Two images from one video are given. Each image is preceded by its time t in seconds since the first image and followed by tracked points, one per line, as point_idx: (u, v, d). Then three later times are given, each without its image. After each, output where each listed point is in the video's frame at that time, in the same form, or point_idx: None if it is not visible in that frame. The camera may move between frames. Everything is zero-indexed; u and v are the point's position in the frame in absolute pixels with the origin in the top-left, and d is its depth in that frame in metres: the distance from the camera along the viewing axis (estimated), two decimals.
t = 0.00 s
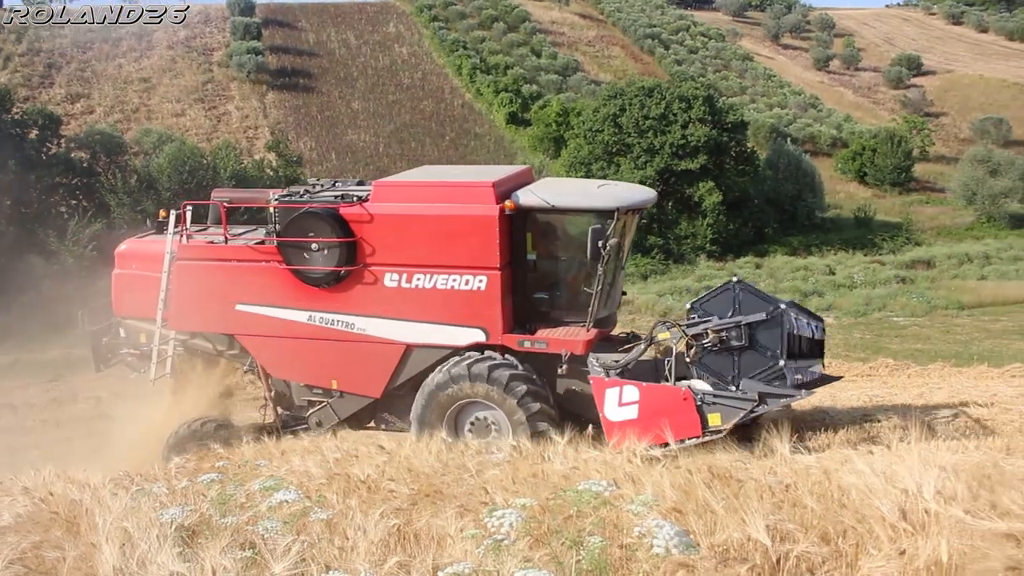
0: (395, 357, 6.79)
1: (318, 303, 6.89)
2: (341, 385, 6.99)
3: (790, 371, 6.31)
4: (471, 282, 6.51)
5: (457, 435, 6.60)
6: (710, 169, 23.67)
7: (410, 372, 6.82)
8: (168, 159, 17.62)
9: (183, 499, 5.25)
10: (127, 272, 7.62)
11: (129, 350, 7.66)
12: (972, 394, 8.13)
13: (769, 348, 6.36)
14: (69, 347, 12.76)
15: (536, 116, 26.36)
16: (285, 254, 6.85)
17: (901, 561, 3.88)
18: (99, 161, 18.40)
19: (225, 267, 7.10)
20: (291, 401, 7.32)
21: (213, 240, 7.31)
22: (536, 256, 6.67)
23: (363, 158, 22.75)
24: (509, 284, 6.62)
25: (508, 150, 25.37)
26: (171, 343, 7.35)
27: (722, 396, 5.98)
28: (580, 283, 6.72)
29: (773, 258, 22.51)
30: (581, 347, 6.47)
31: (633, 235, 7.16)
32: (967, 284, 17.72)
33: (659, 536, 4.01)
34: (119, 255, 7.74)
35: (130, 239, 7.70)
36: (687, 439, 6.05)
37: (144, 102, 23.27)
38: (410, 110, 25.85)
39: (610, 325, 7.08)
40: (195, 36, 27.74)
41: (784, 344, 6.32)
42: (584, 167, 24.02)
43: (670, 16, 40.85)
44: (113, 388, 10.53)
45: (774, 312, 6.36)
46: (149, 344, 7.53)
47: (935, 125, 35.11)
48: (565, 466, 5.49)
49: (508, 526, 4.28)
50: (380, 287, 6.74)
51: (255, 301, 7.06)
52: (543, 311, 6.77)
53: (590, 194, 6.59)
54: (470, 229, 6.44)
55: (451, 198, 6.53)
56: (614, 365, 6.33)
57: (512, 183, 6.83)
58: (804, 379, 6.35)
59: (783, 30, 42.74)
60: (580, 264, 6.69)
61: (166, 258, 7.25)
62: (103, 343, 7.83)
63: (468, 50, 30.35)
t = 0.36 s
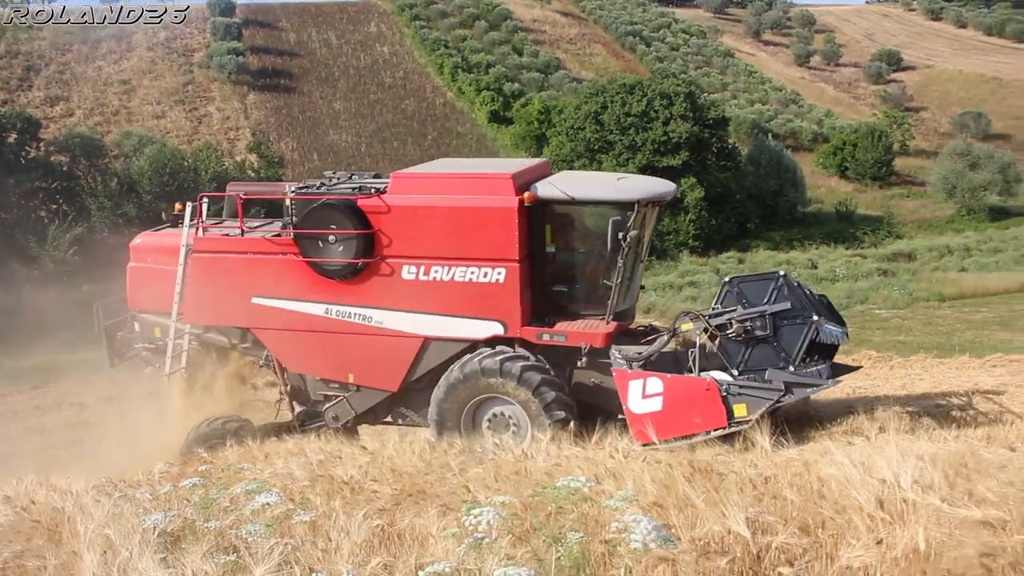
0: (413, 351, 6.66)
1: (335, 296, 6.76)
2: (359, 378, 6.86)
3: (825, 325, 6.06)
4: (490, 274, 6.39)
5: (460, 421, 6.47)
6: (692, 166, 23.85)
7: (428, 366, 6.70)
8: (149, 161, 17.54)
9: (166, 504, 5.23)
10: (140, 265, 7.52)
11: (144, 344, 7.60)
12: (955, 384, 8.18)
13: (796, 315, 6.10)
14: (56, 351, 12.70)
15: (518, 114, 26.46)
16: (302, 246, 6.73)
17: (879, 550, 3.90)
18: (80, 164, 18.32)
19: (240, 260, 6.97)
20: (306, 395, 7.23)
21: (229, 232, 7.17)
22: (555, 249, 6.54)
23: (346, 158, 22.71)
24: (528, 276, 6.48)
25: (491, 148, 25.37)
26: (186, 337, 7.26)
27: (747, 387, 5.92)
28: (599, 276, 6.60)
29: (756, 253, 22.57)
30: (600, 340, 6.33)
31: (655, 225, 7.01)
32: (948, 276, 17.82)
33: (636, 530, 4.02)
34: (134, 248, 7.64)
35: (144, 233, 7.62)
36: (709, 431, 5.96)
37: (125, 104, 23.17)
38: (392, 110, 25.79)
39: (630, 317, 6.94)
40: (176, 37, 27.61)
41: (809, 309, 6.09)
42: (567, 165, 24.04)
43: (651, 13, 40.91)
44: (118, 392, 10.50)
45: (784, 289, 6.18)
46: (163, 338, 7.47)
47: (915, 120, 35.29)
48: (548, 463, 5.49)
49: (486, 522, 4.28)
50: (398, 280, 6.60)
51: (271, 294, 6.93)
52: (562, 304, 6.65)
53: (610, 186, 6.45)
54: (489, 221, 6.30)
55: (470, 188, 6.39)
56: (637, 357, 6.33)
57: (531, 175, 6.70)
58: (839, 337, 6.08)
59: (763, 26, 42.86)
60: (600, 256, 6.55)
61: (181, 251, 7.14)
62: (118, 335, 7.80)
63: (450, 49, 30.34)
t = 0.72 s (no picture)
0: (410, 380, 6.53)
1: (332, 324, 6.64)
2: (355, 409, 6.70)
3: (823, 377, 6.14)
4: (488, 302, 6.31)
5: (454, 442, 6.33)
6: (654, 198, 24.04)
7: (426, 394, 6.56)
8: (110, 198, 17.38)
9: (122, 548, 5.14)
10: (139, 294, 7.48)
11: (140, 373, 7.50)
12: (914, 413, 8.25)
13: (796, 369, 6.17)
14: (12, 390, 12.49)
15: (481, 149, 26.76)
16: (298, 272, 6.64)
17: None
18: (39, 200, 18.13)
19: (235, 287, 6.86)
20: (303, 426, 6.97)
21: (227, 260, 7.08)
22: (553, 277, 6.47)
23: (309, 193, 22.65)
24: (527, 304, 6.40)
25: (454, 182, 25.43)
26: (182, 365, 7.14)
27: (750, 418, 5.82)
28: (598, 305, 6.51)
29: (719, 283, 22.72)
30: (599, 368, 6.24)
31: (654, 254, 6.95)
32: (909, 305, 18.02)
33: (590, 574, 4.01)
34: (133, 277, 7.60)
35: (144, 262, 7.58)
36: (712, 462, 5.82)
37: (85, 140, 23.02)
38: (355, 145, 25.79)
39: (629, 347, 6.84)
40: (137, 73, 27.48)
41: (812, 357, 6.16)
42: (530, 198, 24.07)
43: (611, 48, 41.35)
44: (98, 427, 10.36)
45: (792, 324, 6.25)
46: (160, 365, 7.37)
47: (873, 151, 35.81)
48: (508, 501, 5.48)
49: (438, 567, 4.24)
50: (395, 306, 6.50)
51: (267, 321, 6.80)
52: (560, 333, 6.55)
53: (610, 215, 6.43)
54: (487, 248, 6.26)
55: (471, 215, 6.37)
56: (637, 389, 6.20)
57: (530, 204, 6.66)
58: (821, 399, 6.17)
59: (722, 60, 43.39)
60: (599, 284, 6.48)
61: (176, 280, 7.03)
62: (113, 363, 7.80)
63: (412, 85, 30.49)
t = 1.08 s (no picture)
0: (443, 359, 6.61)
1: (365, 303, 6.70)
2: (388, 387, 6.78)
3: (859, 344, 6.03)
4: (520, 280, 6.34)
5: (500, 406, 6.30)
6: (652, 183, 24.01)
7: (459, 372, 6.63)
8: (107, 191, 17.31)
9: (123, 541, 5.13)
10: (177, 275, 7.49)
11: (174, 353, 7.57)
12: (915, 394, 8.24)
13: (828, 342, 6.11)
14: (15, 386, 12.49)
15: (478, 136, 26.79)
16: (332, 252, 6.69)
17: (831, 569, 3.93)
18: (36, 196, 18.10)
19: (270, 266, 6.92)
20: (336, 406, 7.06)
21: (261, 240, 7.13)
22: (587, 255, 6.50)
23: (307, 183, 22.61)
24: (560, 282, 6.43)
25: (452, 170, 25.40)
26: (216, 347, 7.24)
27: (784, 389, 5.80)
28: (632, 284, 6.55)
29: (719, 267, 22.69)
30: (632, 346, 6.31)
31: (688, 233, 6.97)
32: (910, 286, 18.00)
33: (586, 560, 4.01)
34: (169, 258, 7.61)
35: (179, 243, 7.63)
36: (746, 436, 5.86)
37: (81, 134, 22.98)
38: (352, 134, 25.72)
39: (662, 326, 6.88)
40: (131, 66, 27.39)
41: (843, 338, 6.08)
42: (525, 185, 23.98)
43: (607, 32, 41.21)
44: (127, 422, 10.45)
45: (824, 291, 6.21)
46: (196, 347, 7.40)
47: (871, 131, 35.73)
48: (509, 487, 5.49)
49: (435, 556, 4.23)
50: (428, 285, 6.55)
51: (302, 302, 6.87)
52: (593, 311, 6.60)
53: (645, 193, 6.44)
54: (520, 226, 6.26)
55: (503, 192, 6.36)
56: (668, 361, 6.23)
57: (564, 181, 6.66)
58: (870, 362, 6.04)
59: (718, 42, 43.25)
60: (632, 262, 6.51)
61: (214, 259, 7.12)
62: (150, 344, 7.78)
63: (408, 73, 30.44)
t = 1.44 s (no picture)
0: (441, 356, 6.64)
1: (364, 299, 6.72)
2: (385, 384, 6.82)
3: (864, 331, 6.03)
4: (521, 278, 6.38)
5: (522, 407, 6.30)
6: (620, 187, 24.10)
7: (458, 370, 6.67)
8: (71, 192, 17.10)
9: (82, 546, 5.07)
10: (172, 268, 7.57)
11: (170, 347, 7.62)
12: (878, 397, 8.33)
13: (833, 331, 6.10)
14: None
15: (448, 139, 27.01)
16: (332, 246, 6.70)
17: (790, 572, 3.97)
18: None
19: (268, 260, 6.91)
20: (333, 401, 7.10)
21: (259, 233, 7.12)
22: (588, 254, 6.59)
23: (275, 185, 22.48)
24: (560, 280, 6.49)
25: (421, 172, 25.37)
26: (214, 341, 7.28)
27: (788, 384, 5.95)
28: (633, 283, 6.64)
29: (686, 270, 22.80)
30: (633, 346, 6.41)
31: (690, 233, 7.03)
32: (874, 290, 18.19)
33: (547, 564, 4.02)
34: (167, 252, 7.69)
35: (175, 237, 7.67)
36: (748, 432, 6.01)
37: (45, 133, 22.71)
38: (320, 136, 25.56)
39: (662, 324, 6.97)
40: (97, 64, 27.09)
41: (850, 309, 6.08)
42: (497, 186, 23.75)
43: (576, 36, 41.31)
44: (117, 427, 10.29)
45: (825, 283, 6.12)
46: (190, 341, 7.48)
47: (837, 137, 36.05)
48: (473, 491, 5.48)
49: (395, 560, 4.22)
50: (428, 281, 6.58)
51: (300, 297, 6.87)
52: (594, 310, 6.69)
53: (647, 192, 6.51)
54: (522, 223, 6.32)
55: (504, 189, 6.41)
56: (671, 357, 6.35)
57: (567, 179, 6.72)
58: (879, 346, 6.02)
59: (687, 47, 43.47)
60: (634, 262, 6.60)
61: (212, 252, 7.11)
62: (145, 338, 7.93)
63: (377, 75, 30.38)
